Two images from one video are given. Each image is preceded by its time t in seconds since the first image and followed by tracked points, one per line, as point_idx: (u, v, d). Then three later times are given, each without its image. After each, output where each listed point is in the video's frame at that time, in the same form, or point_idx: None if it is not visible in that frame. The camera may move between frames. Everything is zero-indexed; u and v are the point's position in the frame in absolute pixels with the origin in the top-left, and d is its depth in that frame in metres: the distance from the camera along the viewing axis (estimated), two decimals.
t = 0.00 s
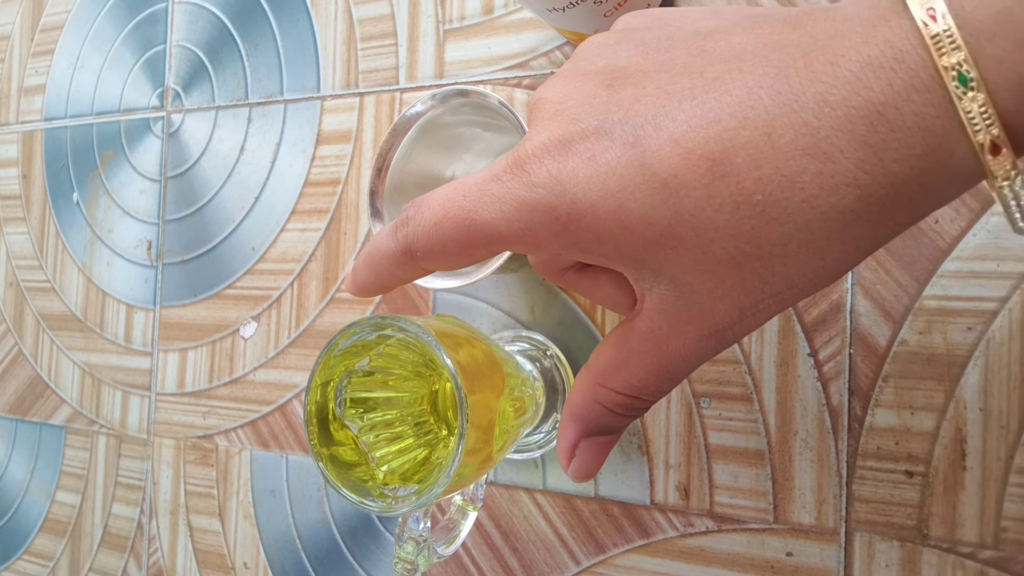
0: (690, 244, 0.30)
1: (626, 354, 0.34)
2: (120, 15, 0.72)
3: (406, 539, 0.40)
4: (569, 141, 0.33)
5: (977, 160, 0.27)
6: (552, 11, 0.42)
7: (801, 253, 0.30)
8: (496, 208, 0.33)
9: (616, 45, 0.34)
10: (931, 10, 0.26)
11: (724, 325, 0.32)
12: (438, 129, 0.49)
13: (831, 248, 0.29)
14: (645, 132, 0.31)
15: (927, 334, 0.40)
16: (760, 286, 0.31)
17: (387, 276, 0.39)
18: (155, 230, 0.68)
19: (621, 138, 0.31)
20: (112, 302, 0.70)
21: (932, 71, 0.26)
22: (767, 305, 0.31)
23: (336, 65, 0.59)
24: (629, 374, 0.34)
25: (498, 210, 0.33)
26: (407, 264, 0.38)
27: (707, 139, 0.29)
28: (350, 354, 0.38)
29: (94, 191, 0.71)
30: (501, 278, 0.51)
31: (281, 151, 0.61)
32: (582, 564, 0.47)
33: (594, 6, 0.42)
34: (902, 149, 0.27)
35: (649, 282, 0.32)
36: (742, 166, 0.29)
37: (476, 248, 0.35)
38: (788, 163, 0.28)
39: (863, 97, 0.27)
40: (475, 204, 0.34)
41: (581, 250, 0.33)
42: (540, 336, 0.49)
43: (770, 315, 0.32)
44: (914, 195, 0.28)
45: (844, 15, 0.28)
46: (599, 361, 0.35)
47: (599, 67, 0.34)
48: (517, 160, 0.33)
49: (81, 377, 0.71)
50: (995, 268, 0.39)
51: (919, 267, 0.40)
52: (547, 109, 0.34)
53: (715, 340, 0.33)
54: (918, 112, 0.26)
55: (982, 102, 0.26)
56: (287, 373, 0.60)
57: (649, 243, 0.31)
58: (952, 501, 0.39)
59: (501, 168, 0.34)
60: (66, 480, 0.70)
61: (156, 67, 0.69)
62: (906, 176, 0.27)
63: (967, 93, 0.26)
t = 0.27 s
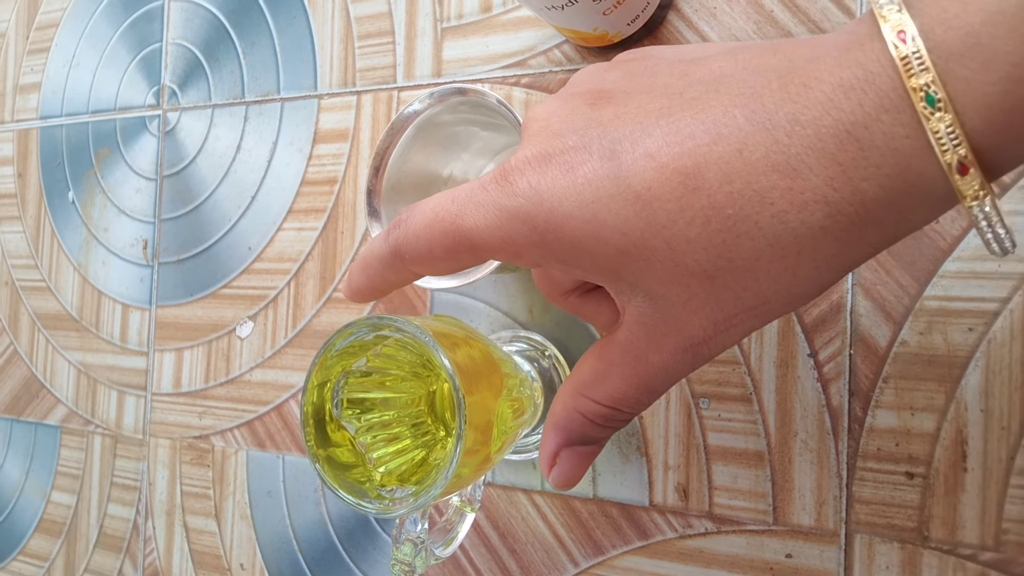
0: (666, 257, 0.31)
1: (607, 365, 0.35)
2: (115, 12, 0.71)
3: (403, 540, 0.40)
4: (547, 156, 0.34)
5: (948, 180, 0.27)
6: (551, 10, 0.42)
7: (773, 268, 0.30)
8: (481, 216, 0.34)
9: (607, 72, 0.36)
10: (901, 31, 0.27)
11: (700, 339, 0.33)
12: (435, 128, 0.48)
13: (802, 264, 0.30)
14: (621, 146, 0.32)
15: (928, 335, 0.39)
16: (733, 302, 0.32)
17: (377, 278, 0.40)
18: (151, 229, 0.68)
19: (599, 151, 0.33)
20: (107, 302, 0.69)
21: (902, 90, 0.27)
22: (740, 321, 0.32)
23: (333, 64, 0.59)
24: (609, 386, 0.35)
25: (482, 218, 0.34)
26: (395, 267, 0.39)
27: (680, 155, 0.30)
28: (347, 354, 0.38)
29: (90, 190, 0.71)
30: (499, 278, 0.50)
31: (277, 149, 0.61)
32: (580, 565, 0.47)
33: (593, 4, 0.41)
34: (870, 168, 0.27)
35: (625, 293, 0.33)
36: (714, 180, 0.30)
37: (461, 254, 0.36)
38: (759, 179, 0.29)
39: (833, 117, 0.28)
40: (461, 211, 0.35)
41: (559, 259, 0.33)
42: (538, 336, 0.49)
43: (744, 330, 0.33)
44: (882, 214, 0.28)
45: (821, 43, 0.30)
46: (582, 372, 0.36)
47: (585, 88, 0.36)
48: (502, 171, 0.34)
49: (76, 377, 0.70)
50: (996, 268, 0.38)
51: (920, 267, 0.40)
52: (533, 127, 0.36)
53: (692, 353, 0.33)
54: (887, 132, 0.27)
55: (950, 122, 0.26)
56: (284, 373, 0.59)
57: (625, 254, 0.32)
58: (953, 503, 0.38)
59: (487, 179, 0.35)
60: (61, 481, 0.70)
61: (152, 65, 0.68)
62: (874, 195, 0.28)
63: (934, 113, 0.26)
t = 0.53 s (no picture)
0: (649, 276, 0.31)
1: (590, 375, 0.35)
2: (113, 7, 0.71)
3: (402, 535, 0.40)
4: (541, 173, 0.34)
5: (915, 217, 0.27)
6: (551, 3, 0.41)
7: (750, 293, 0.31)
8: (474, 228, 0.34)
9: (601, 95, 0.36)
10: (875, 73, 0.27)
11: (679, 355, 0.33)
12: (435, 121, 0.48)
13: (779, 291, 0.30)
14: (613, 167, 0.32)
15: (929, 330, 0.39)
16: (710, 323, 0.32)
17: (374, 291, 0.40)
18: (148, 225, 0.67)
19: (591, 172, 0.33)
20: (104, 297, 0.69)
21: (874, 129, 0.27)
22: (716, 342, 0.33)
23: (331, 58, 0.58)
24: (590, 396, 0.35)
25: (475, 230, 0.34)
26: (393, 281, 0.39)
27: (668, 179, 0.31)
28: (346, 348, 0.38)
29: (86, 185, 0.71)
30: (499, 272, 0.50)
31: (275, 144, 0.61)
32: (580, 561, 0.47)
33: None
34: (846, 203, 0.28)
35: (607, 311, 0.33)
36: (698, 207, 0.30)
37: (454, 266, 0.36)
38: (739, 207, 0.29)
39: (812, 152, 0.28)
40: (454, 224, 0.35)
41: (549, 275, 0.33)
42: (538, 332, 0.48)
43: (720, 350, 0.33)
44: (857, 247, 0.28)
45: (802, 81, 0.30)
46: (565, 381, 0.36)
47: (580, 112, 0.36)
48: (497, 188, 0.34)
49: (73, 372, 0.70)
50: (997, 262, 0.38)
51: (922, 262, 0.40)
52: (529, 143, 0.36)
53: (671, 369, 0.33)
54: (860, 169, 0.27)
55: (919, 162, 0.26)
56: (282, 369, 0.59)
57: (610, 272, 0.32)
58: (954, 498, 0.38)
59: (483, 195, 0.35)
60: (58, 477, 0.69)
61: (149, 60, 0.68)
62: (848, 229, 0.28)
63: (904, 153, 0.26)
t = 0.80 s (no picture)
0: (624, 278, 0.31)
1: (563, 373, 0.34)
2: (109, 4, 0.70)
3: (398, 536, 0.39)
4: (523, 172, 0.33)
5: (884, 231, 0.27)
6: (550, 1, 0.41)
7: (722, 301, 0.30)
8: (456, 224, 0.34)
9: (589, 102, 0.37)
10: (849, 89, 0.27)
11: (649, 359, 0.33)
12: (429, 118, 0.48)
13: (749, 300, 0.30)
14: (594, 171, 0.32)
15: (928, 329, 0.39)
16: (681, 328, 0.32)
17: (356, 287, 0.40)
18: (144, 223, 0.67)
19: (573, 174, 0.32)
20: (100, 296, 0.68)
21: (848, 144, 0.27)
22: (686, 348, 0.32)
23: (328, 56, 0.58)
24: (561, 394, 0.34)
25: (457, 227, 0.34)
26: (373, 276, 0.39)
27: (648, 185, 0.31)
28: (343, 348, 0.37)
29: (82, 184, 0.70)
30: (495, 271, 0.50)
31: (272, 142, 0.60)
32: (577, 561, 0.46)
33: None
34: (817, 216, 0.28)
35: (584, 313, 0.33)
36: (675, 214, 0.30)
37: (435, 263, 0.35)
38: (715, 215, 0.29)
39: (787, 164, 0.28)
40: (437, 221, 0.35)
41: (527, 272, 0.33)
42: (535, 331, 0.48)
43: (689, 356, 0.33)
44: (827, 260, 0.28)
45: (784, 97, 0.30)
46: (537, 379, 0.35)
47: (566, 115, 0.36)
48: (481, 184, 0.34)
49: (68, 372, 0.69)
50: (996, 262, 0.38)
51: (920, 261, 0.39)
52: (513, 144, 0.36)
53: (641, 372, 0.33)
54: (832, 184, 0.27)
55: (889, 178, 0.26)
56: (278, 368, 0.59)
57: (587, 273, 0.32)
58: (953, 498, 0.38)
59: (465, 191, 0.35)
60: (53, 477, 0.69)
61: (145, 58, 0.68)
62: (820, 241, 0.28)
63: (874, 168, 0.26)
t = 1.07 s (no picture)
0: (615, 274, 0.31)
1: (551, 369, 0.34)
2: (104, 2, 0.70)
3: (391, 536, 0.39)
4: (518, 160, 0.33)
5: (876, 231, 0.27)
6: None
7: (710, 299, 0.30)
8: (449, 221, 0.34)
9: (587, 92, 0.36)
10: (844, 87, 0.27)
11: (637, 355, 0.32)
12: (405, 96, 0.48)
13: (738, 298, 0.30)
14: (590, 162, 0.32)
15: (927, 329, 0.39)
16: (669, 325, 0.31)
17: (353, 297, 0.40)
18: (139, 222, 0.66)
19: (568, 165, 0.32)
20: (95, 296, 0.68)
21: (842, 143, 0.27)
22: (673, 344, 0.32)
23: (325, 54, 0.58)
24: (549, 389, 0.34)
25: (449, 222, 0.34)
26: (372, 284, 0.38)
27: (642, 181, 0.30)
28: (339, 349, 0.37)
29: (77, 182, 0.70)
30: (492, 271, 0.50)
31: (268, 141, 0.60)
32: (574, 562, 0.46)
33: None
34: (809, 216, 0.28)
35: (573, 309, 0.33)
36: (668, 212, 0.30)
37: (430, 262, 0.35)
38: (706, 214, 0.29)
39: (781, 164, 0.28)
40: (429, 218, 0.34)
41: (523, 263, 0.33)
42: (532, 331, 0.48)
43: (675, 352, 0.33)
44: (818, 260, 0.28)
45: (781, 92, 0.30)
46: (525, 375, 0.35)
47: (565, 102, 0.35)
48: (469, 175, 0.34)
49: (63, 371, 0.69)
50: (997, 262, 0.38)
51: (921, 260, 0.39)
52: (510, 129, 0.35)
53: (627, 368, 0.33)
54: (825, 183, 0.27)
55: (882, 177, 0.26)
56: (274, 368, 0.59)
57: (579, 268, 0.31)
58: (952, 499, 0.38)
59: (456, 183, 0.34)
60: (48, 477, 0.69)
61: (140, 55, 0.67)
62: (810, 240, 0.28)
63: (868, 167, 0.26)
